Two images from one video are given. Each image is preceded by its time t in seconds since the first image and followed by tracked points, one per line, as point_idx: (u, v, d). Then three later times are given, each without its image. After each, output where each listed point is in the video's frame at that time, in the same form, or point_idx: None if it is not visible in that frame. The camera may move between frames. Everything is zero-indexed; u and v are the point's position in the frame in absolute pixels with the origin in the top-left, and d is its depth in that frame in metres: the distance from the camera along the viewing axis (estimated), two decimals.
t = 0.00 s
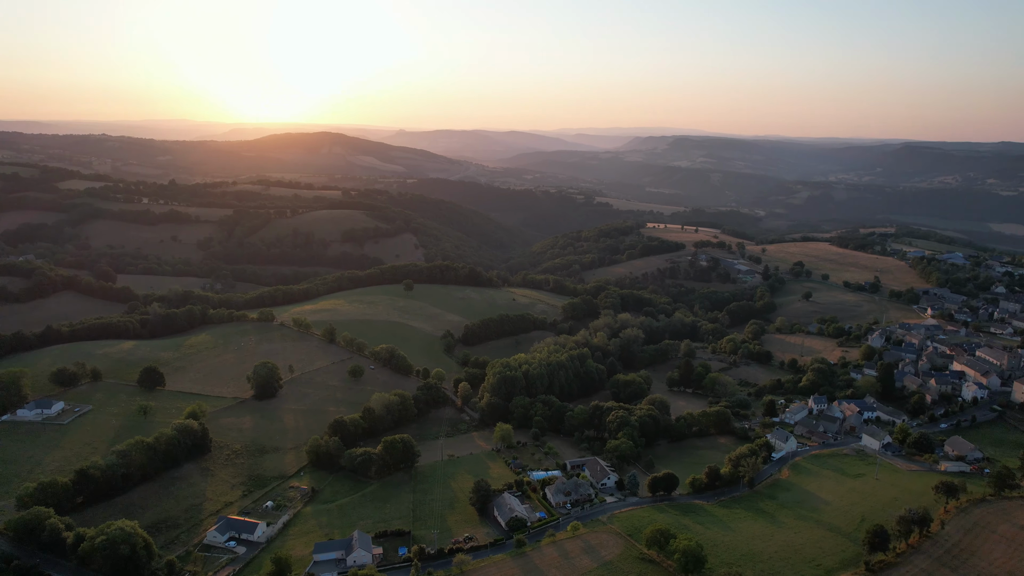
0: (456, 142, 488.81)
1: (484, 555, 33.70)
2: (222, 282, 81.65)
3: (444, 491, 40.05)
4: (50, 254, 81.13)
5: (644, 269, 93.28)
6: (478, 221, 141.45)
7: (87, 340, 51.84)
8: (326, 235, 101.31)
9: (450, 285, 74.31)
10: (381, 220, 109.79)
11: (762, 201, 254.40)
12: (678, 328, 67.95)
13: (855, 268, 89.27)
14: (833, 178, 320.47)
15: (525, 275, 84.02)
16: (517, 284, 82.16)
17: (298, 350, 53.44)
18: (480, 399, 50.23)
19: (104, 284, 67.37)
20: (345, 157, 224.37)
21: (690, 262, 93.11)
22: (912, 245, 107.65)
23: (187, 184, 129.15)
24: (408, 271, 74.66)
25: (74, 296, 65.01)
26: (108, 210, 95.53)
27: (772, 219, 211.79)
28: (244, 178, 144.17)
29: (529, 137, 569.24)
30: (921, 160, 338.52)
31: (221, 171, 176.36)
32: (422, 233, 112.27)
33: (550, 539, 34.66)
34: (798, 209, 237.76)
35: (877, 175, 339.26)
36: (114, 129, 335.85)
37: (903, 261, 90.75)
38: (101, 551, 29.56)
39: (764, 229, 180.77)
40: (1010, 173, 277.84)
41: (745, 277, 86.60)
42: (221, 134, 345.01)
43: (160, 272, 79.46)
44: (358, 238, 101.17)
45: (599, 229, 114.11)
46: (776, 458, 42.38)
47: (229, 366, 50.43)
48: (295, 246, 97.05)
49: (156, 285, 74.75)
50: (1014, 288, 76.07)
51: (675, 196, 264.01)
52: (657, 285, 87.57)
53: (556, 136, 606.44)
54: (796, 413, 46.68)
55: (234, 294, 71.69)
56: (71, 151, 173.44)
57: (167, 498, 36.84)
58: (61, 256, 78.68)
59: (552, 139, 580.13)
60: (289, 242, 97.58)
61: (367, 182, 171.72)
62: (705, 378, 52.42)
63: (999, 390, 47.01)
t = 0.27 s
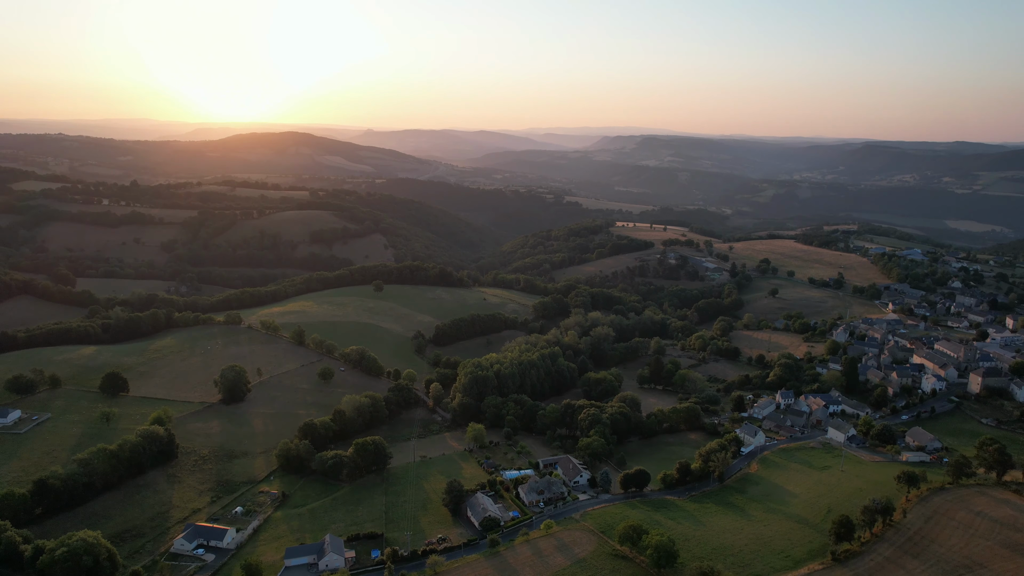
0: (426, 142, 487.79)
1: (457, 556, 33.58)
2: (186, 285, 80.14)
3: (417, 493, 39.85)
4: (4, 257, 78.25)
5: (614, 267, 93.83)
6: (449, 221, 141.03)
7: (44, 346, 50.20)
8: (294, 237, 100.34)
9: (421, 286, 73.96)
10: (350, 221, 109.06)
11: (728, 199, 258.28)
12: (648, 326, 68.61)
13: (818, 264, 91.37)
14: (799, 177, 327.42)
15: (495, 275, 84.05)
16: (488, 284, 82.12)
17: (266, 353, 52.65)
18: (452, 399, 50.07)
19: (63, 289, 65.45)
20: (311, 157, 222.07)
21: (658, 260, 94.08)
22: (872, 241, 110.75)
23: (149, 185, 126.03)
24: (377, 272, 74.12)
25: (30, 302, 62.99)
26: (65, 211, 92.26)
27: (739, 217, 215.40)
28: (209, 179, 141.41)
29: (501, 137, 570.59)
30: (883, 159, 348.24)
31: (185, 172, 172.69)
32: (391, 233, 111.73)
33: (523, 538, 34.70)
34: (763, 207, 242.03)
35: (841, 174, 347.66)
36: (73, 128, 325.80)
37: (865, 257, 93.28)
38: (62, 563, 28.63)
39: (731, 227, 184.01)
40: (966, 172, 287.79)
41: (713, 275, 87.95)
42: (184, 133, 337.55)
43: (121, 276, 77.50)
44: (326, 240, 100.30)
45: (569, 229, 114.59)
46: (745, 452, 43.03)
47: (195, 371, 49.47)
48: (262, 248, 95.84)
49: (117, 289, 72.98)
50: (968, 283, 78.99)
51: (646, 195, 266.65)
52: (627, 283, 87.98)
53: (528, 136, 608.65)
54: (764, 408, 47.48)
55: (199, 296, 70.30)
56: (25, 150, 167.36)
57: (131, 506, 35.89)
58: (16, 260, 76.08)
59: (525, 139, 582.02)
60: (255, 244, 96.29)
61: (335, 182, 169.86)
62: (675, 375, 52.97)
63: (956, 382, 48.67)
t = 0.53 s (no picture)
0: (396, 143, 485.34)
1: (431, 557, 33.38)
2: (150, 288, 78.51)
3: (389, 495, 39.56)
4: None
5: (584, 267, 94.27)
6: (419, 221, 140.56)
7: None
8: (261, 238, 99.06)
9: (391, 287, 73.53)
10: (318, 221, 108.07)
11: (694, 198, 261.84)
12: (618, 324, 69.21)
13: (784, 261, 93.27)
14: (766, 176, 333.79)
15: (465, 275, 83.97)
16: (458, 284, 82.04)
17: (233, 357, 51.81)
18: (423, 400, 49.85)
19: (19, 293, 63.33)
20: (278, 158, 219.35)
21: (628, 259, 94.90)
22: (835, 238, 113.59)
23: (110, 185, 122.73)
24: (347, 273, 73.47)
25: None
26: (21, 212, 89.18)
27: (706, 215, 218.94)
28: (173, 180, 138.43)
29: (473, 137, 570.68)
30: (848, 159, 357.34)
31: (147, 172, 168.79)
32: (360, 234, 111.08)
33: (497, 538, 34.67)
34: (730, 205, 245.97)
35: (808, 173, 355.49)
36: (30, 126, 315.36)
37: (828, 254, 95.57)
38: None
39: (698, 225, 186.98)
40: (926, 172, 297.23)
41: (682, 273, 89.17)
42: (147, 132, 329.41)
43: (80, 279, 75.43)
44: (294, 241, 99.21)
45: (539, 228, 115.01)
46: (715, 448, 43.58)
47: (160, 375, 48.44)
48: (228, 249, 94.34)
49: (77, 293, 71.05)
50: (926, 278, 81.86)
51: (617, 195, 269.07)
52: (596, 283, 87.96)
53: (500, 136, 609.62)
54: (733, 404, 48.19)
55: (162, 299, 68.79)
56: None
57: (94, 516, 34.79)
58: None
59: (497, 139, 582.83)
60: (222, 245, 94.76)
61: (303, 183, 167.75)
62: (645, 373, 53.45)
63: (916, 374, 50.32)
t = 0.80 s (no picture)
0: (366, 142, 481.71)
1: (404, 559, 33.17)
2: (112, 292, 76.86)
3: (361, 498, 39.21)
4: None
5: (554, 265, 94.83)
6: (389, 222, 139.91)
7: None
8: (227, 239, 97.59)
9: (360, 288, 72.99)
10: (285, 222, 106.84)
11: (663, 197, 265.04)
12: (589, 323, 69.72)
13: (751, 259, 94.99)
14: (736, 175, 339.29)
15: (436, 275, 83.74)
16: (429, 284, 81.81)
17: (200, 360, 50.92)
18: (395, 402, 49.58)
19: None
20: (244, 158, 216.19)
21: (598, 258, 95.59)
22: (800, 235, 116.16)
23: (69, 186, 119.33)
24: (315, 274, 72.69)
25: None
26: None
27: (675, 214, 221.84)
28: (136, 181, 135.19)
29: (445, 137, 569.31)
30: (815, 158, 365.51)
31: (108, 173, 164.66)
32: (329, 235, 110.11)
33: (470, 538, 34.60)
34: (698, 203, 249.49)
35: (776, 172, 362.45)
36: None
37: (794, 251, 97.65)
38: None
39: (665, 223, 189.52)
40: (888, 171, 305.74)
41: (651, 270, 90.21)
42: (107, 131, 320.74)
43: (36, 283, 73.21)
44: (261, 242, 97.95)
45: (509, 228, 115.16)
46: (686, 443, 44.12)
47: (123, 381, 47.33)
48: (193, 251, 92.72)
49: (34, 297, 68.97)
50: (887, 274, 84.40)
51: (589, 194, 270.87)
52: (567, 281, 88.27)
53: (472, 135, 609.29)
54: (702, 400, 48.88)
55: (124, 303, 67.20)
56: None
57: (54, 528, 33.73)
58: None
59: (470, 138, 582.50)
60: (187, 247, 93.11)
61: (270, 184, 165.25)
62: (616, 370, 53.88)
63: (879, 368, 51.84)
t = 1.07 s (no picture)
0: (336, 143, 477.47)
1: (377, 561, 32.87)
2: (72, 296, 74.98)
3: (333, 501, 38.80)
4: None
5: (525, 264, 95.19)
6: (358, 222, 138.96)
7: None
8: (191, 241, 95.86)
9: (329, 289, 72.30)
10: (252, 223, 105.33)
11: (632, 196, 267.56)
12: (559, 321, 70.10)
13: (719, 256, 96.56)
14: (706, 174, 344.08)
15: (406, 275, 83.36)
16: (399, 285, 81.40)
17: (165, 365, 49.91)
18: (366, 403, 49.24)
19: None
20: (209, 158, 212.35)
21: (568, 257, 96.14)
22: (766, 233, 118.50)
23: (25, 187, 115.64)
24: (283, 275, 71.78)
25: None
26: None
27: (644, 212, 224.21)
28: (96, 182, 131.66)
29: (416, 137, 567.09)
30: (783, 157, 373.08)
31: (66, 174, 160.00)
32: (297, 236, 108.86)
33: (444, 539, 34.46)
34: (667, 202, 252.68)
35: (745, 171, 368.83)
36: None
37: (760, 248, 99.62)
38: None
39: (634, 222, 191.57)
40: (853, 170, 313.55)
41: (621, 269, 91.04)
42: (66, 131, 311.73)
43: None
44: (227, 243, 96.44)
45: (479, 227, 115.09)
46: (657, 439, 44.57)
47: (84, 388, 46.12)
48: (157, 253, 90.86)
49: None
50: (850, 270, 86.67)
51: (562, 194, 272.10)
52: (538, 280, 88.83)
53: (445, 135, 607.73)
54: (672, 396, 49.47)
55: (83, 308, 65.42)
56: None
57: (10, 540, 32.10)
58: None
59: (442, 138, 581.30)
60: (150, 249, 91.20)
61: (236, 184, 162.40)
62: (587, 368, 54.24)
63: (843, 362, 53.24)
